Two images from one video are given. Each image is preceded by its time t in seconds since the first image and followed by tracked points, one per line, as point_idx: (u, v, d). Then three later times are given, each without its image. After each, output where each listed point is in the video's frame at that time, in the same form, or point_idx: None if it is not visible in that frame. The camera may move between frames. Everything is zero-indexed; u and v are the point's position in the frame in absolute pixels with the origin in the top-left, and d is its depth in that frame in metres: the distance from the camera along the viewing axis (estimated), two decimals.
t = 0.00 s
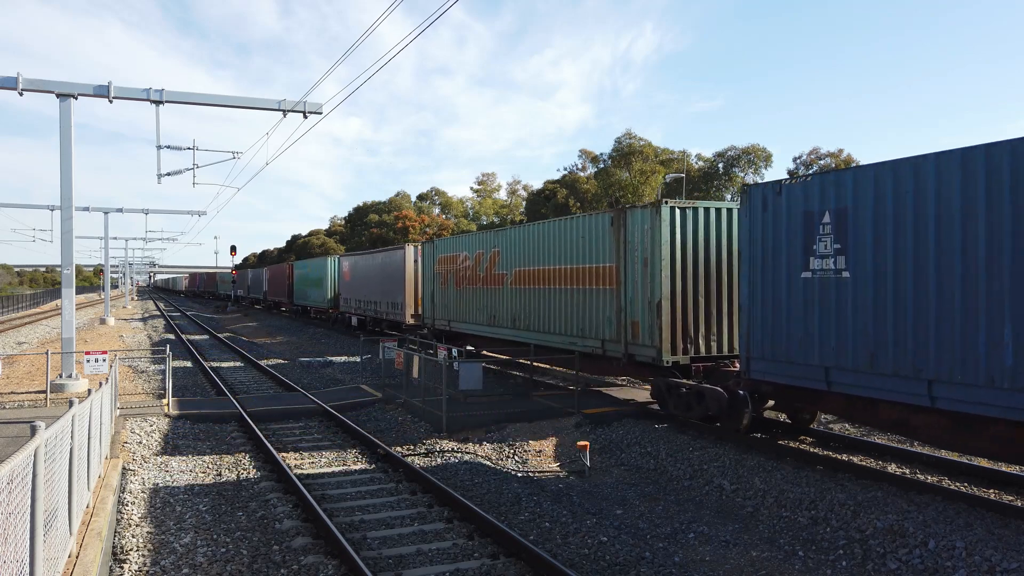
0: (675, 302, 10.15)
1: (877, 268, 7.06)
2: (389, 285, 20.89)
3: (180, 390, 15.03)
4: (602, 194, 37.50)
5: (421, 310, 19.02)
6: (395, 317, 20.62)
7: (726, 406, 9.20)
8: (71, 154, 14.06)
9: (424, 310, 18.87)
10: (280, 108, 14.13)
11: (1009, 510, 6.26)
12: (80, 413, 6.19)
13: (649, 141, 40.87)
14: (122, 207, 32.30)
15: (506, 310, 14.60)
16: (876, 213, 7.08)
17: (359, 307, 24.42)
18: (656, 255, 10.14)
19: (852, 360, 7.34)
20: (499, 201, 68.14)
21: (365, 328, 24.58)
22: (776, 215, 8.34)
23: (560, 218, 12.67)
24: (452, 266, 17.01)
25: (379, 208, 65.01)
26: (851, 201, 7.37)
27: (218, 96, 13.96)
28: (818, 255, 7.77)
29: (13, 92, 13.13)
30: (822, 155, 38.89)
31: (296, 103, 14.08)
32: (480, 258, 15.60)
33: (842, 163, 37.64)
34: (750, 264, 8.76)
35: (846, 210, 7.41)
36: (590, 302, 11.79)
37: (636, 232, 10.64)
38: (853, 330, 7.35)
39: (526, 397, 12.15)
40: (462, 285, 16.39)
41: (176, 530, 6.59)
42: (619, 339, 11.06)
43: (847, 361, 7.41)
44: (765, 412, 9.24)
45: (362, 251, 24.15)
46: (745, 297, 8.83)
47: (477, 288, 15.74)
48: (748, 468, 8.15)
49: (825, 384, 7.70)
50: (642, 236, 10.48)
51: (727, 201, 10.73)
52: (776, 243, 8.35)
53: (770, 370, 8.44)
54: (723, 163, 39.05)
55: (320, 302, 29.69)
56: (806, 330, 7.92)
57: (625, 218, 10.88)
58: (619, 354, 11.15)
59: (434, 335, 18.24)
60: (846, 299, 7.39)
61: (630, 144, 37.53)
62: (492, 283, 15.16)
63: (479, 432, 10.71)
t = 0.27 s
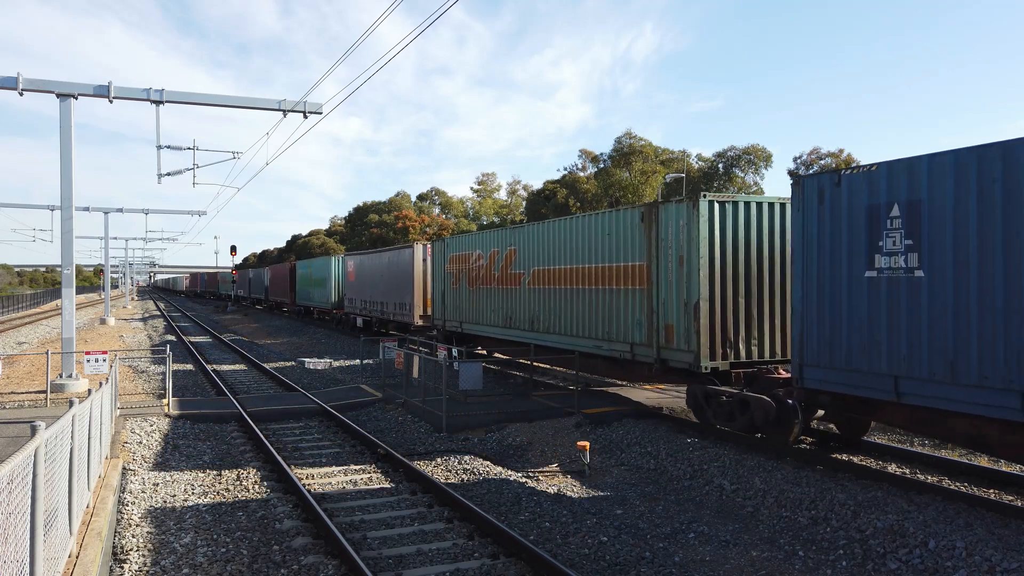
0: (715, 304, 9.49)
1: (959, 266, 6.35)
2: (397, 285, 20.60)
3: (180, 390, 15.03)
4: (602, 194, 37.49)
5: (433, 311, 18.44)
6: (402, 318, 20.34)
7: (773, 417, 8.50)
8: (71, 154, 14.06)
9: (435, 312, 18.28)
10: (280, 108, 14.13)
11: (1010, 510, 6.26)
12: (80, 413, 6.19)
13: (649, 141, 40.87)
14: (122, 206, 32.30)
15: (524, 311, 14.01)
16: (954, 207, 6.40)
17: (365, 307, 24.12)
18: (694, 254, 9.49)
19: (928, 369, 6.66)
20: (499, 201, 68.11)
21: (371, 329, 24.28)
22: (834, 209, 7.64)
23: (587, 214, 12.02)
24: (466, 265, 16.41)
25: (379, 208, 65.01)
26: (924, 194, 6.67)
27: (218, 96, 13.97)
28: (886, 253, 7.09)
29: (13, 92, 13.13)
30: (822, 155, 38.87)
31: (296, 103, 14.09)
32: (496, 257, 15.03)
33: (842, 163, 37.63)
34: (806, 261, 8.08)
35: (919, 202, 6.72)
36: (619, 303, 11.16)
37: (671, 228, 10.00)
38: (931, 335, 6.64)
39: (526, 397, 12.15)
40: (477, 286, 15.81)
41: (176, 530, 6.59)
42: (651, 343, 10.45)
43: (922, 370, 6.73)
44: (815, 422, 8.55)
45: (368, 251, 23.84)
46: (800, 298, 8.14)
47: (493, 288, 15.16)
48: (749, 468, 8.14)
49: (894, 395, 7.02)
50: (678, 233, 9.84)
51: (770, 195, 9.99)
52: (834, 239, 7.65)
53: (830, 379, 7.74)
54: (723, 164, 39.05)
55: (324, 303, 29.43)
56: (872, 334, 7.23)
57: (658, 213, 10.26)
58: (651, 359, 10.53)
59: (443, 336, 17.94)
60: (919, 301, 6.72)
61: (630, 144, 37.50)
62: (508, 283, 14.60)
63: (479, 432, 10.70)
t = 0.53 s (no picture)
0: (761, 305, 8.67)
1: None
2: (404, 284, 20.18)
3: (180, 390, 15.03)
4: (602, 194, 37.48)
5: (445, 312, 17.73)
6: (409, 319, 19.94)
7: (829, 429, 7.66)
8: (71, 154, 14.05)
9: (448, 313, 17.58)
10: (280, 108, 14.13)
11: (1010, 510, 6.26)
12: (80, 413, 6.19)
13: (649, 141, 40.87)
14: (122, 206, 32.30)
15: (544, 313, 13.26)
16: None
17: (371, 308, 23.69)
18: (738, 251, 8.68)
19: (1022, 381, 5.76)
20: (499, 201, 68.10)
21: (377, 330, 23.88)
22: (904, 202, 6.78)
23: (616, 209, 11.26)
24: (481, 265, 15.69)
25: (379, 208, 65.01)
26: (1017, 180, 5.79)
27: (218, 96, 13.97)
28: (969, 248, 6.19)
29: (13, 92, 13.13)
30: (822, 155, 38.86)
31: (296, 103, 14.10)
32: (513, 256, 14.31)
33: (842, 163, 37.61)
34: (868, 258, 7.17)
35: (1009, 189, 5.86)
36: (651, 305, 10.37)
37: (711, 224, 9.22)
38: None
39: (526, 397, 12.16)
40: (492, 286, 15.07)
41: (176, 530, 6.59)
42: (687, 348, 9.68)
43: (1013, 382, 5.84)
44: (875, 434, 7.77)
45: (374, 250, 23.43)
46: (862, 299, 7.23)
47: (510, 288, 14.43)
48: (749, 468, 8.14)
49: (978, 409, 6.14)
50: (720, 229, 9.05)
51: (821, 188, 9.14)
52: (903, 234, 6.78)
53: (898, 391, 6.88)
54: (723, 163, 39.04)
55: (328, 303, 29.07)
56: (950, 340, 6.35)
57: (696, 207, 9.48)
58: (687, 366, 9.75)
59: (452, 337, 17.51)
60: (1011, 304, 5.81)
61: (630, 144, 37.47)
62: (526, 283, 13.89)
63: (479, 432, 10.70)
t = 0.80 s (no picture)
0: (818, 306, 8.00)
1: None
2: (411, 284, 19.71)
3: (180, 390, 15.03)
4: (602, 194, 37.44)
5: (457, 313, 17.03)
6: (417, 319, 19.47)
7: (901, 446, 6.98)
8: (71, 154, 14.05)
9: (460, 313, 16.90)
10: (280, 108, 14.14)
11: (1010, 510, 6.26)
12: (80, 413, 6.19)
13: (649, 141, 40.86)
14: (122, 207, 32.28)
15: (568, 314, 12.57)
16: None
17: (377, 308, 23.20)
18: (792, 247, 8.01)
19: None
20: (499, 201, 68.08)
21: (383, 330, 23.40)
22: (1001, 191, 6.08)
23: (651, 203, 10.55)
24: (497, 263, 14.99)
25: (379, 208, 65.01)
26: None
27: (218, 96, 13.97)
28: None
29: (13, 92, 13.13)
30: (822, 155, 38.84)
31: (296, 103, 14.10)
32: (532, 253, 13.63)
33: (842, 163, 37.58)
34: (954, 256, 6.51)
35: None
36: (691, 306, 9.66)
37: (761, 217, 8.52)
38: None
39: (526, 397, 12.17)
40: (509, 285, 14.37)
41: (176, 530, 6.59)
42: (733, 353, 8.97)
43: None
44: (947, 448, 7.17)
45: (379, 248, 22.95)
46: (948, 300, 6.58)
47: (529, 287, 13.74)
48: (748, 468, 8.14)
49: None
50: (772, 222, 8.36)
51: (881, 179, 8.45)
52: (998, 226, 6.10)
53: (984, 404, 6.24)
54: (723, 163, 39.01)
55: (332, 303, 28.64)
56: None
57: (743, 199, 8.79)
58: (730, 372, 9.08)
59: (462, 337, 17.02)
60: None
61: (631, 144, 37.44)
62: (546, 282, 13.22)
63: (479, 432, 10.70)
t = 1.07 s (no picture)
0: (883, 308, 7.13)
1: None
2: (420, 285, 19.10)
3: (180, 390, 15.03)
4: (602, 194, 37.45)
5: (468, 314, 16.23)
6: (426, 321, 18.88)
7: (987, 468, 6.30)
8: (71, 154, 14.05)
9: (472, 314, 16.10)
10: (280, 108, 14.14)
11: (1010, 510, 6.26)
12: (80, 413, 6.19)
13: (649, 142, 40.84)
14: (122, 207, 32.30)
15: (590, 316, 11.73)
16: None
17: (384, 310, 22.60)
18: (853, 243, 7.14)
19: None
20: (499, 201, 68.05)
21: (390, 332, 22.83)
22: None
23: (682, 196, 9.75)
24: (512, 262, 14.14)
25: (379, 208, 65.01)
26: None
27: (218, 96, 13.97)
28: None
29: (13, 92, 13.13)
30: (822, 155, 38.82)
31: (296, 103, 14.10)
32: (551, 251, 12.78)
33: (843, 163, 37.55)
34: None
35: None
36: (733, 308, 8.78)
37: (817, 210, 7.64)
38: None
39: (526, 397, 12.16)
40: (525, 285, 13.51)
41: (176, 530, 6.59)
42: (784, 361, 8.09)
43: None
44: None
45: (386, 248, 22.36)
46: None
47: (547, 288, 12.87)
48: (749, 468, 8.14)
49: None
50: (829, 216, 7.49)
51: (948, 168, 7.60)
52: None
53: None
54: (723, 164, 38.98)
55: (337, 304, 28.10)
56: None
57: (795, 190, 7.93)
58: (779, 381, 8.21)
59: (473, 340, 16.37)
60: None
61: (631, 144, 37.41)
62: (567, 282, 12.37)
63: (480, 432, 10.70)
